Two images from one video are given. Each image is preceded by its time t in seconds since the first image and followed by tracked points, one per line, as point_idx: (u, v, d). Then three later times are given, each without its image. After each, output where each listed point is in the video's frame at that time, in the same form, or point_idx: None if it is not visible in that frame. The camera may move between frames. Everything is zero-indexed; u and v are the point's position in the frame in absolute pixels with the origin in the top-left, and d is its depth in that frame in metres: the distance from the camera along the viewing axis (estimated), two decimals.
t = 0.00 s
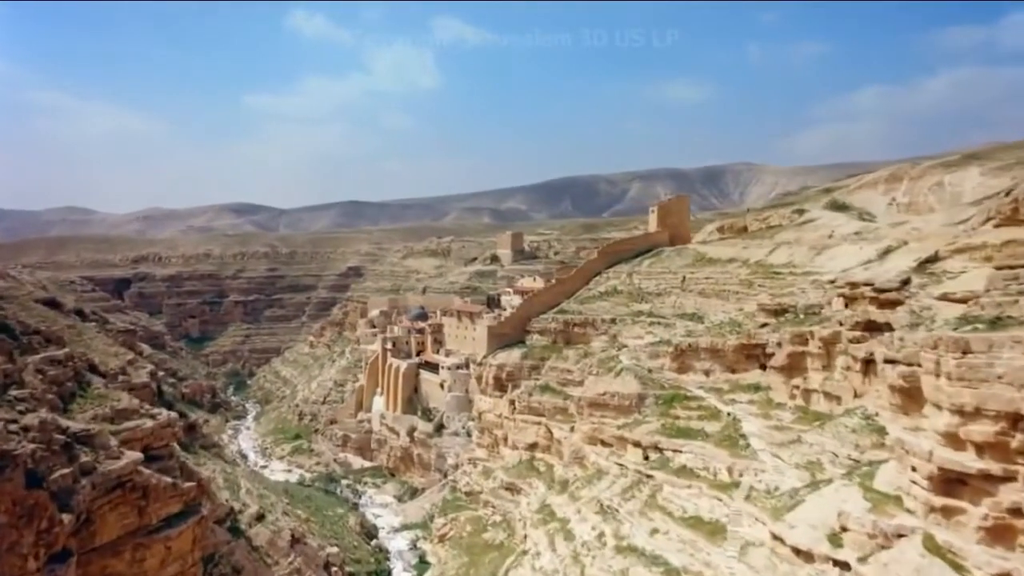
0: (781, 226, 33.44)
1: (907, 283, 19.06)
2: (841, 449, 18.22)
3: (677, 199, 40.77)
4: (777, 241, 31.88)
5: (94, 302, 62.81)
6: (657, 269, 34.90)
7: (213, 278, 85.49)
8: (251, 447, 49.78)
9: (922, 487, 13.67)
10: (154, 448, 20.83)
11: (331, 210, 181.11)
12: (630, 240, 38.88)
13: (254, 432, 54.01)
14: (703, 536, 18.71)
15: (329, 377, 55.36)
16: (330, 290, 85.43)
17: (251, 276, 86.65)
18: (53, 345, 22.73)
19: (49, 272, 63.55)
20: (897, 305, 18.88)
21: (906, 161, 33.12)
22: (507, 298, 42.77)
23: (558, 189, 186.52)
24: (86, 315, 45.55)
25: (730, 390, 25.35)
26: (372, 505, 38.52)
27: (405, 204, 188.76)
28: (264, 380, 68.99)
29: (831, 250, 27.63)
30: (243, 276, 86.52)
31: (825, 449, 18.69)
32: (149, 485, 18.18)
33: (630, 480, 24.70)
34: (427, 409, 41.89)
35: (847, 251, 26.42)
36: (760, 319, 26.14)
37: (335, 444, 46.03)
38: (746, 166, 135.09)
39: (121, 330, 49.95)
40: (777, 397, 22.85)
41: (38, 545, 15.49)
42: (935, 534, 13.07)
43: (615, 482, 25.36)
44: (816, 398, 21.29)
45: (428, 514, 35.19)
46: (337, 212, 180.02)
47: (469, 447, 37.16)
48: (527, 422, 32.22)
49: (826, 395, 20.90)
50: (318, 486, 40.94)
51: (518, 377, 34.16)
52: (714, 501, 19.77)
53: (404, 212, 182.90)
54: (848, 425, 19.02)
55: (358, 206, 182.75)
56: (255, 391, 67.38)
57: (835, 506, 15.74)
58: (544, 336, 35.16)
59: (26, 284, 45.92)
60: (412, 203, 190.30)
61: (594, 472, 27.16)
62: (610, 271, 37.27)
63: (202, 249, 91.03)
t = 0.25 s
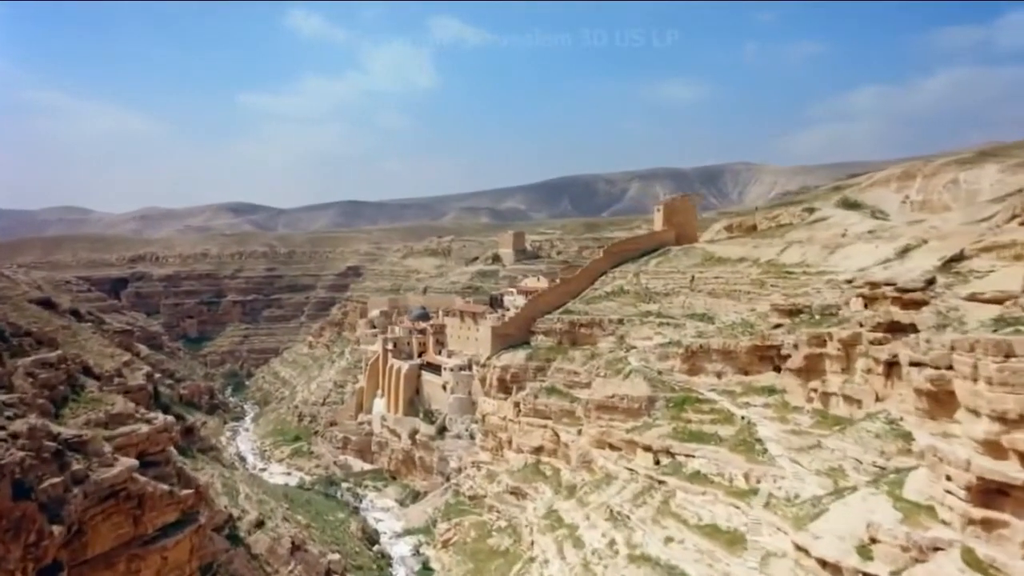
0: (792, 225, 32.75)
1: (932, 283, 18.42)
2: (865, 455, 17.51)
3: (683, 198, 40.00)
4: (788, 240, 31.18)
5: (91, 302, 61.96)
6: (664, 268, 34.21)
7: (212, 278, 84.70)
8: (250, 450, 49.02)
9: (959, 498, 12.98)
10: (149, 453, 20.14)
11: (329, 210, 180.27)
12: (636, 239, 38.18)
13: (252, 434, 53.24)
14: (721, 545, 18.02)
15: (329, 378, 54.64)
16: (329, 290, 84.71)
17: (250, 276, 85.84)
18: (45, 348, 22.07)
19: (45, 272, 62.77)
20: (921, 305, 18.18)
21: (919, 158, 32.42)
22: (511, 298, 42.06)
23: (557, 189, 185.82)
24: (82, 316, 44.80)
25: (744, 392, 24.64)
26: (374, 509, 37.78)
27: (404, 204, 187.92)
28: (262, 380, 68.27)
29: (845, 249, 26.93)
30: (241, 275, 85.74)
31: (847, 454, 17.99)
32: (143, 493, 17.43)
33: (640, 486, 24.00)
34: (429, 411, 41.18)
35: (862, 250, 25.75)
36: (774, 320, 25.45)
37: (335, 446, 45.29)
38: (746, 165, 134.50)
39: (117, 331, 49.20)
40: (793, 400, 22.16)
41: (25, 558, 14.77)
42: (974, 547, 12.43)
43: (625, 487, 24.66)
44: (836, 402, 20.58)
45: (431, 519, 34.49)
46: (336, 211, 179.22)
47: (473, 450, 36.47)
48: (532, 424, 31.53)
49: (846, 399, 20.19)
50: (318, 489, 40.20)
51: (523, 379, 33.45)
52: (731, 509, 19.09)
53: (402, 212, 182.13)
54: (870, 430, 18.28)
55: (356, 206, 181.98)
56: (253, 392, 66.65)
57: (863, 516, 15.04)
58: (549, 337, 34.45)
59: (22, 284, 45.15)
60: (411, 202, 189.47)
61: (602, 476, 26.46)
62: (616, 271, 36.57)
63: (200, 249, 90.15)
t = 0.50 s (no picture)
0: (801, 224, 32.12)
1: (956, 282, 17.95)
2: (889, 461, 16.87)
3: (688, 196, 39.32)
4: (798, 238, 30.53)
5: (85, 302, 61.06)
6: (670, 268, 33.55)
7: (208, 278, 83.79)
8: (247, 452, 48.24)
9: (998, 509, 12.37)
10: (144, 459, 19.51)
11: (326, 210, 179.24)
12: (640, 238, 37.49)
13: (249, 436, 52.47)
14: (739, 555, 17.32)
15: (326, 380, 53.87)
16: (326, 290, 83.96)
17: (246, 276, 84.98)
18: (35, 351, 21.36)
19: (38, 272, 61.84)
20: (946, 306, 17.66)
21: (931, 155, 31.78)
22: (513, 299, 41.35)
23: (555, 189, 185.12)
24: (75, 316, 43.94)
25: (756, 395, 23.99)
26: (373, 513, 37.04)
27: (400, 203, 186.98)
28: (259, 381, 67.49)
29: (859, 248, 26.30)
30: (238, 275, 84.87)
31: (870, 461, 17.31)
32: (137, 503, 16.71)
33: (650, 492, 23.32)
34: (430, 413, 40.45)
35: (877, 249, 25.11)
36: (786, 321, 24.79)
37: (333, 449, 44.50)
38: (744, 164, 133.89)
39: (112, 331, 48.33)
40: (808, 404, 21.47)
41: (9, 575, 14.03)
42: (1017, 563, 11.83)
43: (634, 493, 23.98)
44: (854, 405, 19.94)
45: (432, 523, 33.77)
46: (332, 211, 178.19)
47: (475, 453, 35.76)
48: (537, 428, 30.84)
49: (866, 402, 19.56)
50: (316, 493, 39.44)
51: (527, 381, 32.72)
52: (748, 517, 18.39)
53: (399, 212, 181.22)
54: (893, 435, 17.60)
55: (353, 205, 181.06)
56: (250, 393, 65.84)
57: (892, 527, 14.41)
58: (553, 338, 33.73)
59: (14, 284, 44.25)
60: (407, 202, 188.51)
61: (610, 482, 25.79)
62: (620, 270, 35.89)
63: (196, 248, 89.17)
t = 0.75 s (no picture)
0: (808, 222, 31.49)
1: (981, 282, 17.68)
2: (915, 467, 16.23)
3: (692, 194, 38.65)
4: (807, 237, 29.89)
5: (77, 302, 60.02)
6: (676, 267, 32.90)
7: (202, 277, 82.80)
8: (242, 455, 47.41)
9: None
10: (136, 466, 18.81)
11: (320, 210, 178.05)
12: (644, 237, 36.81)
13: (244, 438, 51.64)
14: (758, 566, 16.62)
15: (323, 381, 53.06)
16: (322, 290, 83.19)
17: (241, 276, 84.05)
18: (23, 354, 20.59)
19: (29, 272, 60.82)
20: (971, 307, 17.30)
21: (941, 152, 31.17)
22: (513, 299, 40.64)
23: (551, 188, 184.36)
24: (67, 317, 43.01)
25: (768, 398, 23.33)
26: (372, 518, 36.28)
27: (395, 203, 185.91)
28: (254, 382, 66.67)
29: (871, 247, 25.66)
30: (233, 275, 83.94)
31: (893, 467, 16.65)
32: (128, 512, 15.96)
33: (659, 498, 22.64)
34: (429, 415, 39.72)
35: (891, 248, 24.49)
36: (798, 322, 24.16)
37: (330, 451, 43.69)
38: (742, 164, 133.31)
39: (104, 332, 47.40)
40: (824, 407, 20.79)
41: None
42: None
43: (643, 499, 23.28)
44: (873, 408, 19.29)
45: (432, 528, 33.04)
46: (327, 211, 177.02)
47: (476, 456, 35.05)
48: (540, 431, 30.14)
49: (885, 406, 18.90)
50: (314, 497, 38.66)
51: (529, 383, 32.00)
52: (765, 526, 17.69)
53: (394, 212, 180.21)
54: (917, 441, 16.93)
55: (348, 205, 180.00)
56: (245, 394, 64.98)
57: (923, 540, 13.66)
58: (556, 339, 33.02)
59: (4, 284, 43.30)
60: (403, 201, 187.47)
61: (616, 487, 25.10)
62: (624, 270, 35.19)
63: (190, 247, 88.15)
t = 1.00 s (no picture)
0: (816, 221, 30.88)
1: (1007, 281, 17.28)
2: (941, 475, 15.70)
3: (694, 192, 37.99)
4: (815, 236, 29.27)
5: (68, 303, 58.98)
6: (680, 267, 32.27)
7: (195, 277, 81.80)
8: (236, 458, 46.58)
9: None
10: (126, 474, 18.18)
11: (314, 209, 176.92)
12: (647, 236, 36.15)
13: (238, 441, 50.79)
14: None
15: (318, 382, 52.29)
16: (317, 290, 82.45)
17: (234, 276, 83.08)
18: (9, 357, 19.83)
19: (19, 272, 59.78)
20: (998, 308, 16.95)
21: (951, 149, 30.57)
22: (513, 299, 39.95)
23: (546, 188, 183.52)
24: (58, 318, 42.12)
25: (779, 401, 22.71)
26: (369, 522, 35.52)
27: (390, 202, 184.90)
28: (248, 383, 65.83)
29: (883, 246, 25.04)
30: (226, 275, 83.00)
31: (918, 475, 16.03)
32: (117, 523, 15.36)
33: (668, 505, 21.98)
34: (427, 418, 39.00)
35: (904, 247, 23.90)
36: (809, 322, 23.56)
37: (326, 454, 42.89)
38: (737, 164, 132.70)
39: (95, 333, 46.45)
40: (838, 412, 20.17)
41: None
42: None
43: (650, 505, 22.61)
44: (892, 412, 18.66)
45: (432, 534, 32.32)
46: (321, 210, 175.99)
47: (476, 460, 34.36)
48: (543, 434, 29.48)
49: (904, 410, 18.26)
50: (309, 502, 37.89)
51: (531, 385, 31.29)
52: (782, 535, 17.03)
53: (389, 211, 179.28)
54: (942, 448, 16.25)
55: (342, 204, 178.99)
56: (239, 396, 64.14)
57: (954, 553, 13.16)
58: (558, 340, 32.33)
59: None
60: (397, 201, 186.45)
61: (622, 492, 24.43)
62: (627, 270, 34.53)
63: (183, 247, 86.89)
